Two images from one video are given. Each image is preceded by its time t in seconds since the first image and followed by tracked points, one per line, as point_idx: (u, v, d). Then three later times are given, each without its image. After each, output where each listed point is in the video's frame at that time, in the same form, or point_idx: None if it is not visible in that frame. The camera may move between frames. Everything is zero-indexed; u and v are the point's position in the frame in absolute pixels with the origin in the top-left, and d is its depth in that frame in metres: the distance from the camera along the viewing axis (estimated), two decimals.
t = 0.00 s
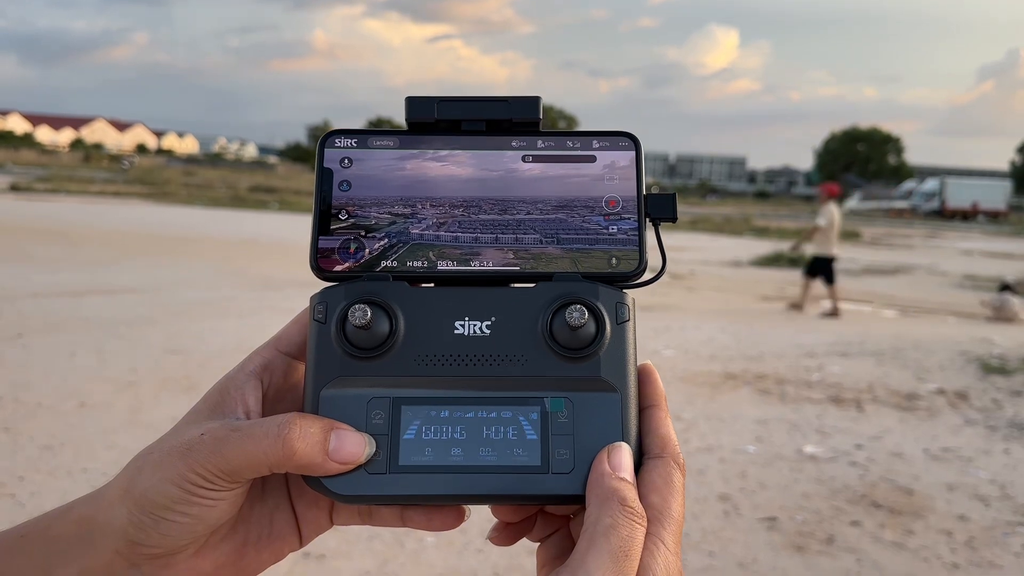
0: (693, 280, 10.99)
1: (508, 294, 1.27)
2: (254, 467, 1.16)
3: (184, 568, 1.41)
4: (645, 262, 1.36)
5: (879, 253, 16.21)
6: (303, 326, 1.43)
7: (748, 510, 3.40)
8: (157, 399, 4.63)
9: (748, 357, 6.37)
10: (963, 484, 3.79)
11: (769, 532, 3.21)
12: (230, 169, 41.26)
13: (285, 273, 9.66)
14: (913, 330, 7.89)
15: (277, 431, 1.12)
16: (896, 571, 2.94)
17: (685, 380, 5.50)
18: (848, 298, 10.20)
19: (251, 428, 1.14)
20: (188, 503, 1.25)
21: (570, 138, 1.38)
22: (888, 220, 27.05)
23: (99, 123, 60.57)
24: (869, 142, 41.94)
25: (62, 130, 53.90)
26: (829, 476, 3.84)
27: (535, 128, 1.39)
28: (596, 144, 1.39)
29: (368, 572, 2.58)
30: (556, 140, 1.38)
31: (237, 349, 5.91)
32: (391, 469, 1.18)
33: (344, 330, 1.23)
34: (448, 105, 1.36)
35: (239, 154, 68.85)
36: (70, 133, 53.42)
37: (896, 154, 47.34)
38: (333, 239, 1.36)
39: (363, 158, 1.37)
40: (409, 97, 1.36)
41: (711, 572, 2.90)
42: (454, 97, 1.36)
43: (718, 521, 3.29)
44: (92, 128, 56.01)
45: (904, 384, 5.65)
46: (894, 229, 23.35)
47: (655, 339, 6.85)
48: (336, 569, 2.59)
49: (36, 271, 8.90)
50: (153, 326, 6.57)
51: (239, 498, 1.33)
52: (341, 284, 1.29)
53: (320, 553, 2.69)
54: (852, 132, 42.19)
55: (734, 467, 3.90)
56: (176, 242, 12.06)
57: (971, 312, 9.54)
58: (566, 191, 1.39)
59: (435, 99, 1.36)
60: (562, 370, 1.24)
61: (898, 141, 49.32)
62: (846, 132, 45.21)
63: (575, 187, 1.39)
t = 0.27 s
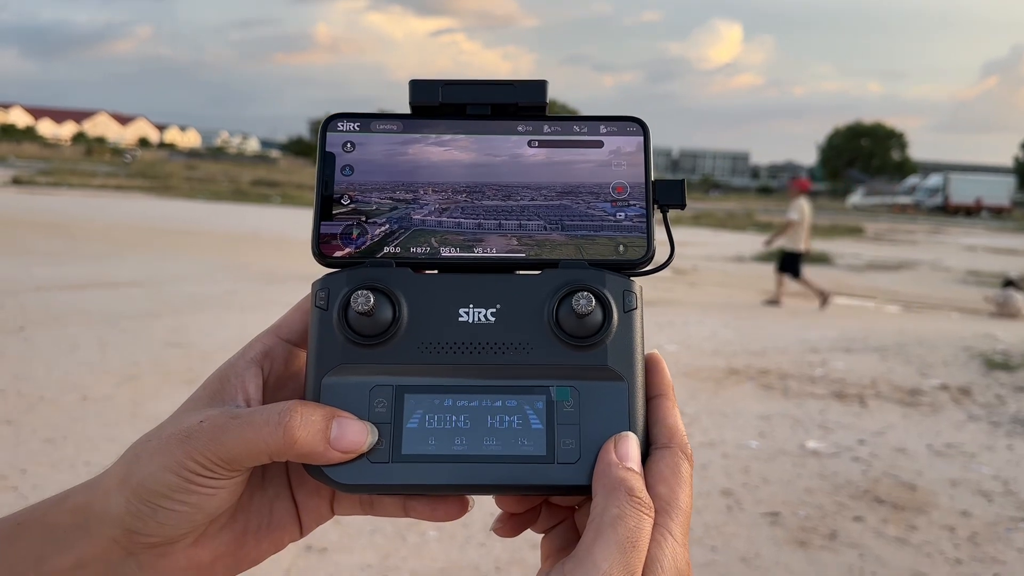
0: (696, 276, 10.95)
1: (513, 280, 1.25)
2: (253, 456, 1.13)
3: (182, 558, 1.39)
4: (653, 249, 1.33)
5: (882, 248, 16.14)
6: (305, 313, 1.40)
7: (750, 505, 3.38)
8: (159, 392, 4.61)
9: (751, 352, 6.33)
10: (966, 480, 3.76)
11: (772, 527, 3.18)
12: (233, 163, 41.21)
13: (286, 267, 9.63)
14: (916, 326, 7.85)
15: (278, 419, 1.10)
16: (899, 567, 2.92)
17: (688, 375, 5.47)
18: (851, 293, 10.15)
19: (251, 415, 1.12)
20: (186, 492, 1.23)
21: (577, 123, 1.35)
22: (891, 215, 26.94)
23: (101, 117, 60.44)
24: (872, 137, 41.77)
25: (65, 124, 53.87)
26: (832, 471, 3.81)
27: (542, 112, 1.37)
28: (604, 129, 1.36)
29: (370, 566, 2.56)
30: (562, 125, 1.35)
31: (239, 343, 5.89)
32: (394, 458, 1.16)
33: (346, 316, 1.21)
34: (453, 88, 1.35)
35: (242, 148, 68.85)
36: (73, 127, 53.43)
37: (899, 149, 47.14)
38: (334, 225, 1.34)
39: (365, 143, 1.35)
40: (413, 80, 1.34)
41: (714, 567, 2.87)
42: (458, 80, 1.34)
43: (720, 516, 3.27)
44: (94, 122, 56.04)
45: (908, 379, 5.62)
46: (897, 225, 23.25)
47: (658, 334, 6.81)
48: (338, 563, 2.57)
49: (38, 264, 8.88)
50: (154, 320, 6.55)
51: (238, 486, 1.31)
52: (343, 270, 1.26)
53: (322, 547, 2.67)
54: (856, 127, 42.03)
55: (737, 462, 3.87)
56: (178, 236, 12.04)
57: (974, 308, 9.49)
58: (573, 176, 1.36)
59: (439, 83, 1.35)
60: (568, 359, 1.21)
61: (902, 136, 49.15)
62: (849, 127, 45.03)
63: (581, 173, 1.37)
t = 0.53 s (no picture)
0: (699, 270, 10.93)
1: (516, 267, 1.24)
2: (254, 443, 1.13)
3: (182, 546, 1.38)
4: (657, 237, 1.32)
5: (886, 243, 16.08)
6: (306, 300, 1.40)
7: (753, 499, 3.37)
8: (162, 385, 4.61)
9: (754, 346, 6.32)
10: (969, 475, 3.75)
11: (774, 521, 3.18)
12: (235, 156, 41.20)
13: (289, 261, 9.62)
14: (920, 321, 7.83)
15: (279, 406, 1.09)
16: (901, 561, 2.92)
17: (690, 369, 5.46)
18: (855, 288, 10.12)
19: (252, 402, 1.11)
20: (187, 479, 1.23)
21: (581, 109, 1.34)
22: (895, 210, 26.84)
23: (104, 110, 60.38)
24: (876, 132, 41.57)
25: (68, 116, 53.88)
26: (835, 465, 3.80)
27: (545, 99, 1.36)
28: (608, 115, 1.35)
29: (373, 558, 2.56)
30: (566, 112, 1.34)
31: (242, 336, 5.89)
32: (396, 446, 1.15)
33: (348, 303, 1.20)
34: (456, 74, 1.34)
35: (244, 142, 68.82)
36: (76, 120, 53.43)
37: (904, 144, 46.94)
38: (335, 211, 1.33)
39: (367, 128, 1.34)
40: (415, 66, 1.34)
41: (716, 561, 2.87)
42: (462, 66, 1.33)
43: (723, 509, 3.26)
44: (98, 115, 56.06)
45: (911, 374, 5.60)
46: (901, 220, 23.17)
47: (661, 329, 6.80)
48: (342, 554, 2.58)
49: (41, 257, 8.89)
50: (158, 313, 6.55)
51: (239, 474, 1.30)
52: (345, 257, 1.26)
53: (325, 538, 2.67)
54: (860, 122, 41.84)
55: (739, 456, 3.86)
56: (181, 229, 12.04)
57: (978, 303, 9.46)
58: (576, 163, 1.35)
59: (442, 68, 1.34)
60: (571, 347, 1.20)
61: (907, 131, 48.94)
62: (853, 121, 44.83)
63: (585, 160, 1.35)
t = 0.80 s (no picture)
0: (703, 264, 10.88)
1: (521, 259, 1.21)
2: (254, 437, 1.11)
3: (181, 540, 1.37)
4: (665, 229, 1.30)
5: (891, 237, 16.01)
6: (307, 292, 1.38)
7: (756, 493, 3.35)
8: (166, 377, 4.60)
9: (758, 340, 6.29)
10: (973, 469, 3.73)
11: (777, 515, 3.16)
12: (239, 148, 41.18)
13: (292, 253, 9.61)
14: (924, 315, 7.78)
15: (278, 399, 1.07)
16: (905, 555, 2.89)
17: (694, 363, 5.43)
18: (859, 282, 10.07)
19: (252, 395, 1.09)
20: (186, 473, 1.21)
21: (588, 98, 1.31)
22: (900, 204, 26.71)
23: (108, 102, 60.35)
24: (881, 125, 41.34)
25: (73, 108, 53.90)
26: (838, 460, 3.78)
27: (551, 87, 1.33)
28: (615, 104, 1.32)
29: (376, 551, 2.55)
30: (572, 100, 1.32)
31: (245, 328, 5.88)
32: (397, 440, 1.13)
33: (349, 295, 1.18)
34: (460, 61, 1.31)
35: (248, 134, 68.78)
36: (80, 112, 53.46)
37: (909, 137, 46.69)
38: (337, 201, 1.30)
39: (369, 117, 1.31)
40: (419, 53, 1.31)
41: (719, 555, 2.85)
42: (466, 53, 1.31)
43: (726, 503, 3.24)
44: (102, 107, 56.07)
45: (915, 368, 5.57)
46: (906, 214, 23.06)
47: (665, 322, 6.77)
48: (345, 547, 2.56)
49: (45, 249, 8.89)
50: (161, 305, 6.54)
51: (239, 468, 1.29)
52: (346, 248, 1.23)
53: (329, 531, 2.65)
54: (865, 115, 41.61)
55: (743, 450, 3.84)
56: (185, 221, 12.03)
57: (983, 297, 9.41)
58: (582, 153, 1.33)
59: (446, 56, 1.31)
60: (576, 340, 1.18)
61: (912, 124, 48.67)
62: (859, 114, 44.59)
63: (591, 149, 1.33)
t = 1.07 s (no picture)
0: (708, 257, 10.83)
1: (530, 247, 1.19)
2: (258, 428, 1.08)
3: (184, 533, 1.35)
4: (678, 217, 1.26)
5: (896, 231, 15.91)
6: (312, 281, 1.35)
7: (760, 486, 3.32)
8: (169, 369, 4.59)
9: (763, 334, 6.25)
10: (979, 464, 3.69)
11: (782, 509, 3.13)
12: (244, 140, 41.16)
13: (296, 245, 9.59)
14: (930, 310, 7.73)
15: (282, 390, 1.04)
16: (910, 550, 2.87)
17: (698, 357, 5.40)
18: (865, 276, 10.01)
19: (256, 386, 1.07)
20: (188, 465, 1.19)
21: (599, 82, 1.28)
22: (906, 198, 26.56)
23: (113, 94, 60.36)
24: (887, 119, 41.09)
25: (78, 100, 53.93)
26: (843, 454, 3.74)
27: (562, 70, 1.30)
28: (628, 88, 1.29)
29: (379, 543, 2.53)
30: (584, 84, 1.28)
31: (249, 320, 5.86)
32: (405, 432, 1.10)
33: (355, 283, 1.15)
34: (469, 43, 1.28)
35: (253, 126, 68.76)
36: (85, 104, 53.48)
37: (916, 131, 46.42)
38: (342, 187, 1.27)
39: (375, 101, 1.28)
40: (426, 35, 1.28)
41: (722, 548, 2.83)
42: (474, 36, 1.28)
43: (730, 497, 3.21)
44: (106, 99, 56.08)
45: (921, 362, 5.53)
46: (912, 207, 22.91)
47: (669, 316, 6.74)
48: (348, 539, 2.55)
49: (50, 240, 8.89)
50: (164, 297, 6.53)
51: (242, 460, 1.26)
52: (352, 235, 1.21)
53: (332, 523, 2.64)
54: (871, 108, 41.35)
55: (748, 443, 3.81)
56: (189, 213, 12.02)
57: (989, 291, 9.34)
58: (594, 138, 1.29)
59: (454, 38, 1.28)
60: (588, 330, 1.15)
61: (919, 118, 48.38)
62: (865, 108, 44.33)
63: (602, 134, 1.29)
